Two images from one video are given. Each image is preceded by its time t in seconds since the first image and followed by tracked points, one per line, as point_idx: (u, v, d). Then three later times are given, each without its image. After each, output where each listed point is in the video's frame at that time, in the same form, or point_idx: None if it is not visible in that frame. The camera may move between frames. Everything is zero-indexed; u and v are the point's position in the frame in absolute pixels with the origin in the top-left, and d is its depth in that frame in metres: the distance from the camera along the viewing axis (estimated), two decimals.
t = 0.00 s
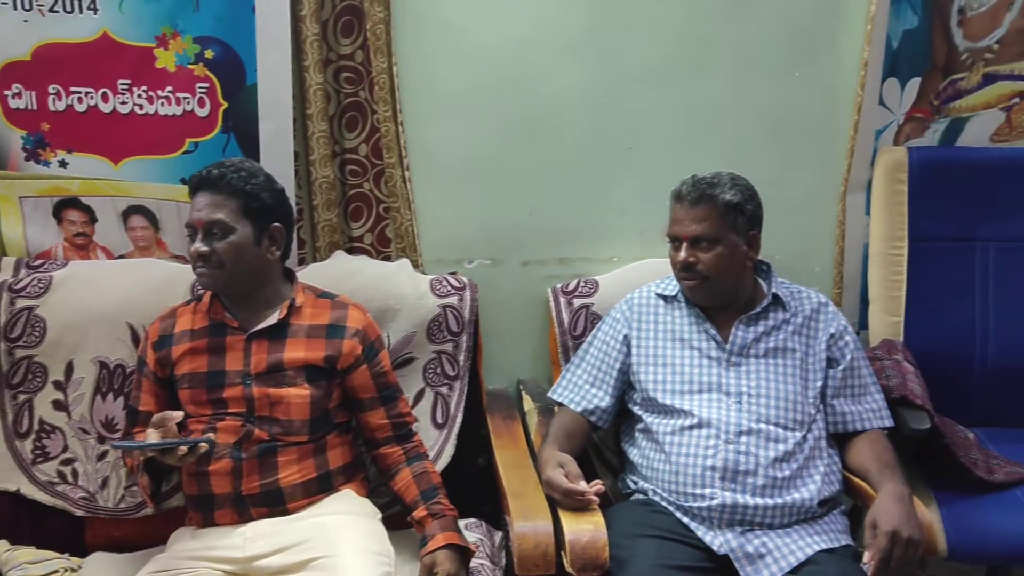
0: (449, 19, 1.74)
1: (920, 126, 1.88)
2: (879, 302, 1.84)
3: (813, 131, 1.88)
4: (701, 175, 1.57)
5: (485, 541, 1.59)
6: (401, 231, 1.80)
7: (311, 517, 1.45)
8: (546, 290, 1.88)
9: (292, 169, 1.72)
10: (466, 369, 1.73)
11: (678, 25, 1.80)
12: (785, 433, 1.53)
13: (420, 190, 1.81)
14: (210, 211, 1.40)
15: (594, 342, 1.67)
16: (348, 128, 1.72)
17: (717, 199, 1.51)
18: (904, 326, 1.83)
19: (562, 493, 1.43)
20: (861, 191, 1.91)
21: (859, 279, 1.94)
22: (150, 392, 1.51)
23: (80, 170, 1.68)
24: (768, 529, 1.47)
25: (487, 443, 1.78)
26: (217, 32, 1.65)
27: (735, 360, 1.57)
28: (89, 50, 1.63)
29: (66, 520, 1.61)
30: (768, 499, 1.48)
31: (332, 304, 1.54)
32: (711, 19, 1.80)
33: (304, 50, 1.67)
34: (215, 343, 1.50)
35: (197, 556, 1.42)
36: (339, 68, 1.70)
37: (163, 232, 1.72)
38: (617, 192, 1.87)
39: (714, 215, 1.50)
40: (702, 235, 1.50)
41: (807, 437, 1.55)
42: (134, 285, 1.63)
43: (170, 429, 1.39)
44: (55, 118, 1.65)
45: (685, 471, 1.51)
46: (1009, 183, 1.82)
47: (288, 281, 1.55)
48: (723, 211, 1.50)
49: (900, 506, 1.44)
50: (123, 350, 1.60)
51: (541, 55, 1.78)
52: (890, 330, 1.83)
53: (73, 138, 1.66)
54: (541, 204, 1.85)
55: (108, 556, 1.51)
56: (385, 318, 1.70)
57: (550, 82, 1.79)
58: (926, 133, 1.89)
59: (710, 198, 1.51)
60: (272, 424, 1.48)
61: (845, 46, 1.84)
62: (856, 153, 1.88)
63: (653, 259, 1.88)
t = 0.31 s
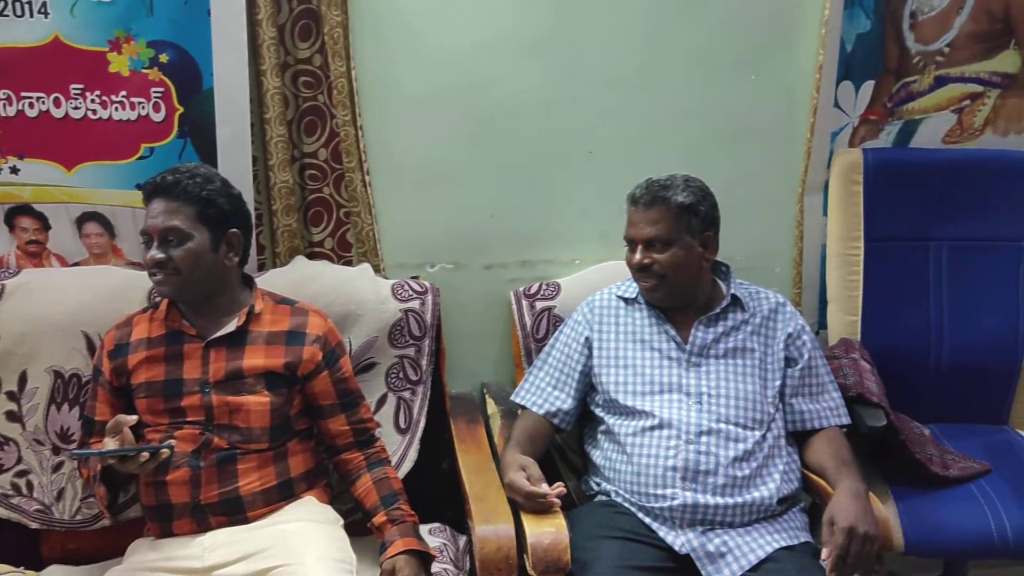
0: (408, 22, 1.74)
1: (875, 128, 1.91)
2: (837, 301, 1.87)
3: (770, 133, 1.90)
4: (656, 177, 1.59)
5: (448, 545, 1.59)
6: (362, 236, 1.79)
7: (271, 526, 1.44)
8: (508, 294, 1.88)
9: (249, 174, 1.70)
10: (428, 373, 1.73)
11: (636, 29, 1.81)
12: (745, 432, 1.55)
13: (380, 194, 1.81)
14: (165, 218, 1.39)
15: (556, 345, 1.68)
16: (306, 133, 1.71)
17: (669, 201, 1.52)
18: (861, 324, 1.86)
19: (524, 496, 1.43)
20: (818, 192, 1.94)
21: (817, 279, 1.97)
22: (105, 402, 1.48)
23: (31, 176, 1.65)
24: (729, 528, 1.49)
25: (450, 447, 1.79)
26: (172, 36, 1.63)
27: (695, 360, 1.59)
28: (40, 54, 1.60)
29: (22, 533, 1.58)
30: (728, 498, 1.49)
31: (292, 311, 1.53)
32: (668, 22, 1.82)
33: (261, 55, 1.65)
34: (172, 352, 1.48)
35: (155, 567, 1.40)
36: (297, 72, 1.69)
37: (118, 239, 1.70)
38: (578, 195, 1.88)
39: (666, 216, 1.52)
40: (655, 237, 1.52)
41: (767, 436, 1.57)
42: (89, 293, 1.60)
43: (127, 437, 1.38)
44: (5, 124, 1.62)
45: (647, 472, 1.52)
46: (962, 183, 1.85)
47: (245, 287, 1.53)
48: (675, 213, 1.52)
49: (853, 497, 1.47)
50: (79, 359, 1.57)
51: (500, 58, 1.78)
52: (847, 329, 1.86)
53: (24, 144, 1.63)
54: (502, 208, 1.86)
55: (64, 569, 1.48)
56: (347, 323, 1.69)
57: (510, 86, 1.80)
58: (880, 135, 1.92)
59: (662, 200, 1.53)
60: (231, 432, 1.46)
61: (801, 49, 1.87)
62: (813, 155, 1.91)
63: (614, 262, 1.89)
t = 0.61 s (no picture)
0: (350, 21, 1.72)
1: (815, 124, 1.94)
2: (782, 295, 1.88)
3: (714, 130, 1.92)
4: (598, 175, 1.61)
5: (399, 547, 1.58)
6: (308, 236, 1.78)
7: (216, 532, 1.42)
8: (456, 293, 1.88)
9: (190, 175, 1.68)
10: (376, 374, 1.72)
11: (580, 27, 1.81)
12: (692, 425, 1.56)
13: (325, 195, 1.79)
14: (99, 221, 1.36)
15: (504, 342, 1.68)
16: (248, 133, 1.70)
17: (609, 197, 1.55)
18: (806, 317, 1.89)
19: (472, 495, 1.43)
20: (762, 188, 1.96)
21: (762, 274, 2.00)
22: (42, 411, 1.46)
23: None
24: (677, 521, 1.50)
25: (399, 448, 1.78)
26: (107, 35, 1.60)
27: (642, 355, 1.60)
28: None
29: None
30: (676, 491, 1.50)
31: (235, 313, 1.51)
32: (612, 21, 1.82)
33: (200, 54, 1.63)
34: (110, 357, 1.45)
35: None
36: (238, 72, 1.67)
37: (54, 244, 1.67)
38: (525, 194, 1.88)
39: (607, 212, 1.54)
40: (596, 232, 1.54)
41: (713, 429, 1.58)
42: (24, 299, 1.56)
43: (66, 445, 1.35)
44: None
45: (595, 467, 1.53)
46: (900, 178, 1.89)
47: (187, 290, 1.50)
48: (615, 208, 1.54)
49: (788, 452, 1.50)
50: (14, 367, 1.54)
51: (445, 57, 1.77)
52: (793, 323, 1.88)
53: None
54: (449, 207, 1.85)
55: None
56: (292, 325, 1.67)
57: (454, 84, 1.79)
58: (821, 131, 1.95)
59: (602, 196, 1.55)
60: (173, 438, 1.44)
61: (742, 47, 1.89)
62: (756, 152, 1.93)
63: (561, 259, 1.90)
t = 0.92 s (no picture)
0: (272, 15, 1.69)
1: (741, 118, 1.97)
2: (711, 288, 1.90)
3: (642, 125, 1.94)
4: (539, 170, 1.59)
5: (330, 549, 1.55)
6: (232, 236, 1.74)
7: (140, 539, 1.39)
8: (386, 291, 1.86)
9: (106, 174, 1.63)
10: (305, 374, 1.70)
11: (507, 22, 1.81)
12: (621, 415, 1.58)
13: (249, 193, 1.76)
14: (6, 223, 1.31)
15: (433, 338, 1.66)
16: (169, 130, 1.65)
17: (549, 196, 1.53)
18: (735, 309, 1.91)
19: (400, 494, 1.42)
20: (691, 182, 1.98)
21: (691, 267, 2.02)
22: None
23: None
24: (608, 513, 1.51)
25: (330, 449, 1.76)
26: (16, 30, 1.54)
27: (570, 346, 1.60)
28: None
29: None
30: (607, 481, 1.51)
31: (155, 315, 1.46)
32: (539, 15, 1.82)
33: (115, 49, 1.58)
34: (23, 363, 1.40)
35: None
36: (156, 67, 1.62)
37: None
38: (455, 190, 1.87)
39: (546, 211, 1.53)
40: (534, 231, 1.53)
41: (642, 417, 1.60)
42: None
43: None
44: None
45: (527, 459, 1.53)
46: (824, 170, 1.93)
47: (103, 292, 1.45)
48: (555, 208, 1.53)
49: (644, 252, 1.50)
50: None
51: (370, 52, 1.75)
52: (722, 315, 1.91)
53: None
54: (378, 204, 1.83)
55: None
56: (216, 326, 1.64)
57: (381, 80, 1.77)
58: (747, 125, 1.98)
59: (543, 194, 1.54)
60: (90, 445, 1.40)
61: (668, 42, 1.90)
62: (684, 146, 1.95)
63: (492, 255, 1.89)
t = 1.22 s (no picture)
0: (202, 13, 1.65)
1: (678, 117, 1.99)
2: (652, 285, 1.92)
3: (580, 124, 1.95)
4: (480, 172, 1.59)
5: (270, 556, 1.53)
6: (165, 239, 1.71)
7: (71, 552, 1.35)
8: (325, 293, 1.84)
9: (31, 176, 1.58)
10: (242, 379, 1.67)
11: (444, 21, 1.80)
12: (559, 408, 1.57)
13: (182, 195, 1.72)
14: None
15: (373, 340, 1.65)
16: (96, 131, 1.61)
17: (490, 200, 1.53)
18: (674, 306, 1.93)
19: (339, 499, 1.41)
20: (630, 180, 2.00)
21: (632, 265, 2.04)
22: None
23: None
24: (549, 511, 1.52)
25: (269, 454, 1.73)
26: None
27: (508, 344, 1.60)
28: None
29: None
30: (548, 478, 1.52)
31: (84, 322, 1.42)
32: (475, 15, 1.81)
33: (37, 48, 1.53)
34: None
35: None
36: (81, 66, 1.58)
37: None
38: (394, 191, 1.85)
39: (486, 215, 1.52)
40: (473, 235, 1.52)
41: (579, 406, 1.58)
42: None
43: None
44: None
45: (468, 459, 1.53)
46: (760, 169, 1.96)
47: (30, 298, 1.40)
48: (496, 213, 1.52)
49: (514, 168, 1.56)
50: None
51: (304, 51, 1.73)
52: (662, 312, 1.93)
53: None
54: (316, 205, 1.81)
55: None
56: (148, 332, 1.60)
57: (315, 80, 1.75)
58: (684, 124, 2.00)
59: (483, 198, 1.53)
60: (18, 455, 1.35)
61: (605, 41, 1.91)
62: (622, 145, 1.97)
63: (432, 256, 1.88)
